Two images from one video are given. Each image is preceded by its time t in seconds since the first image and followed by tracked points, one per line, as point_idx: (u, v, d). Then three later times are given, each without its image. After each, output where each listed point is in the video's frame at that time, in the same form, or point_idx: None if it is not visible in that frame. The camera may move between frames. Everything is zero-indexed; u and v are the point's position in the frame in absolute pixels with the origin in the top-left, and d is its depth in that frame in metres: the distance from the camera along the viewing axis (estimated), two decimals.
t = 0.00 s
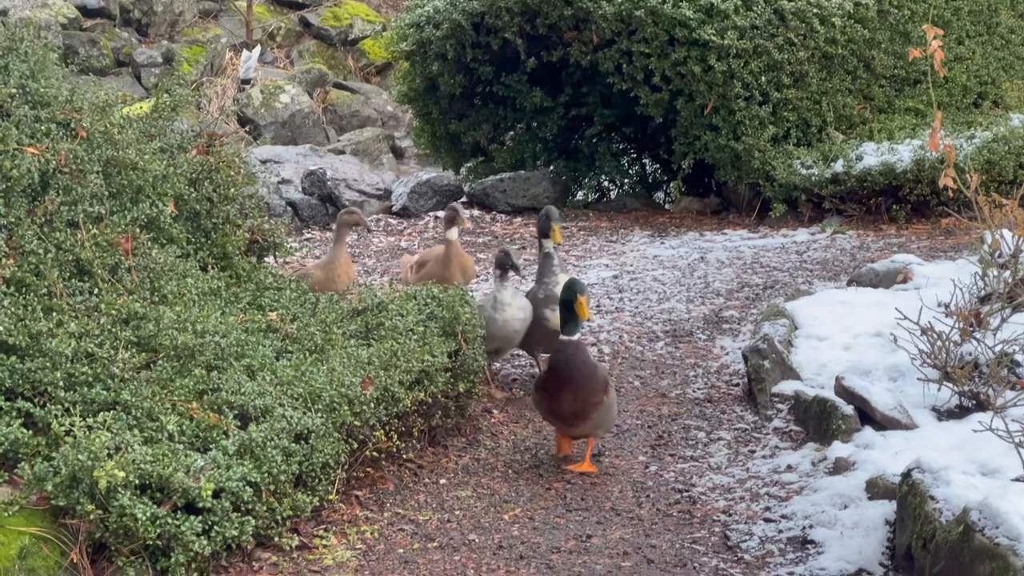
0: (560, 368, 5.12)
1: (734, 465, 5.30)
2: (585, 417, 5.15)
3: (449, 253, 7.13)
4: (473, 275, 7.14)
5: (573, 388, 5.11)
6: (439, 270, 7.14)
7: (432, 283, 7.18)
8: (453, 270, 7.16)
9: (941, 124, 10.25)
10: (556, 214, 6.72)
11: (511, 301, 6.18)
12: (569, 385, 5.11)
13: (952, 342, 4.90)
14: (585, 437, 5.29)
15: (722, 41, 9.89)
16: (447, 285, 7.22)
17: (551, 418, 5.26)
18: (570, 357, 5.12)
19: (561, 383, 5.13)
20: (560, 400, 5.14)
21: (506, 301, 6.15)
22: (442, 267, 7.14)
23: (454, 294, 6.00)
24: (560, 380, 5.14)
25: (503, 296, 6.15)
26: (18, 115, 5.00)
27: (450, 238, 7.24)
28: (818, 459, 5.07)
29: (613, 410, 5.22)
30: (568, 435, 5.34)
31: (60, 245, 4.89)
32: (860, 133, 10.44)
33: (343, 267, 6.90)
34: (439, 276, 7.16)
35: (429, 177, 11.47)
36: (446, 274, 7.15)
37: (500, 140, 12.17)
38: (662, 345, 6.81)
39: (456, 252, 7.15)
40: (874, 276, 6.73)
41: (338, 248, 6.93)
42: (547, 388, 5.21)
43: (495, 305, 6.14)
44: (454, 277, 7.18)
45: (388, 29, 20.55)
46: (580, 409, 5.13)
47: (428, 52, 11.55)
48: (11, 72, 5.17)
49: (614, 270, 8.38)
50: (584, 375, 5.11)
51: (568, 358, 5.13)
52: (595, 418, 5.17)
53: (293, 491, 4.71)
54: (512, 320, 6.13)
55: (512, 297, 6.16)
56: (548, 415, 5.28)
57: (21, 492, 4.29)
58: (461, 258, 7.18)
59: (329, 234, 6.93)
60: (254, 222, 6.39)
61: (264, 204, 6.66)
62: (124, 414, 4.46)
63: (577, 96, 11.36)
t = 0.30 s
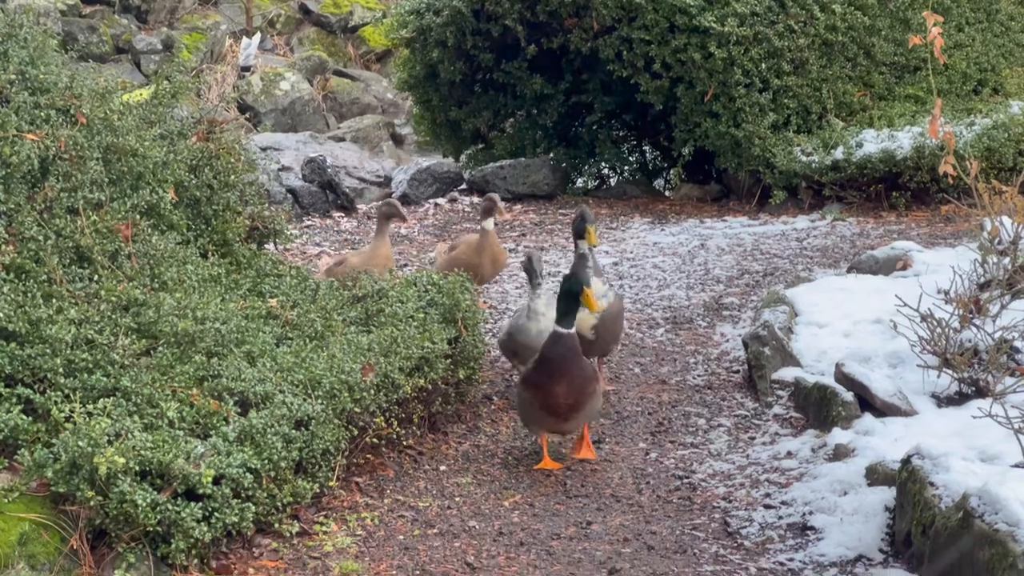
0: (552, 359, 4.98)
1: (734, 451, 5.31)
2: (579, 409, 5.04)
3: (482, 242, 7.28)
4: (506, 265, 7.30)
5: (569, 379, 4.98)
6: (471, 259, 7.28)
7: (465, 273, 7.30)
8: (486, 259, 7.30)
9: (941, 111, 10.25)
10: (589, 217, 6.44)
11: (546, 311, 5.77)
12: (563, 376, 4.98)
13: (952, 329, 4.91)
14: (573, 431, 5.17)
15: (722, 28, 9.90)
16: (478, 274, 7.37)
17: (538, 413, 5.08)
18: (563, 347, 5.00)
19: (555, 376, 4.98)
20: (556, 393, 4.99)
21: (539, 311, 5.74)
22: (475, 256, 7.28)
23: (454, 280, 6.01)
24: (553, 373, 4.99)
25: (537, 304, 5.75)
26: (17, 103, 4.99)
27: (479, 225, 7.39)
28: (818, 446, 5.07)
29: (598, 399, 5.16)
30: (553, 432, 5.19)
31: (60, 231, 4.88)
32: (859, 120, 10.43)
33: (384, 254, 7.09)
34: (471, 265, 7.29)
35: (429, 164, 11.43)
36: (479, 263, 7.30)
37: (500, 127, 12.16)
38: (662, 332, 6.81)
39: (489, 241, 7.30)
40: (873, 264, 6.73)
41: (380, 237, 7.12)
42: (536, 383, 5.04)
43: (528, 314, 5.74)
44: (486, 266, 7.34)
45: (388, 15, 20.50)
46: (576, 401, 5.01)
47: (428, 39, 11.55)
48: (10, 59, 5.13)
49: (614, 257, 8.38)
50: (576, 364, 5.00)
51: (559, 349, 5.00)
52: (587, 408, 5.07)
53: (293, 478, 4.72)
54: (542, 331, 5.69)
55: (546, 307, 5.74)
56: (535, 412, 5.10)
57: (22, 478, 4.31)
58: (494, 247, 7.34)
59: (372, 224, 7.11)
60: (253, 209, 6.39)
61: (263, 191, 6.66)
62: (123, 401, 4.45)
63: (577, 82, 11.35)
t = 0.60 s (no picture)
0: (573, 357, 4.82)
1: (736, 441, 5.32)
2: (596, 410, 4.89)
3: (501, 235, 7.33)
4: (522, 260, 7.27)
5: (588, 379, 4.83)
6: (491, 257, 7.30)
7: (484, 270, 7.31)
8: (506, 256, 7.32)
9: (942, 101, 10.24)
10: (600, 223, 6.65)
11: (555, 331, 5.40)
12: (583, 375, 4.83)
13: (953, 319, 4.93)
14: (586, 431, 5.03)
15: (723, 18, 9.90)
16: (497, 273, 7.36)
17: (552, 409, 4.93)
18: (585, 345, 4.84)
19: (574, 374, 4.83)
20: (573, 391, 4.84)
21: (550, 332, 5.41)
22: (492, 251, 7.30)
23: (456, 270, 6.01)
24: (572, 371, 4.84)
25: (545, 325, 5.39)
26: (20, 92, 4.96)
27: (504, 224, 7.46)
28: (820, 436, 5.08)
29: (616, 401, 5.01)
30: (565, 430, 5.04)
31: (62, 221, 4.89)
32: (861, 109, 10.43)
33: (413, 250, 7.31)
34: (490, 261, 7.32)
35: (431, 154, 11.37)
36: (498, 259, 7.31)
37: (502, 117, 12.16)
38: (664, 322, 6.82)
39: (507, 236, 7.34)
40: (875, 254, 6.73)
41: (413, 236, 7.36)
42: (553, 381, 4.88)
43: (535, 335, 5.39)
44: (504, 263, 7.34)
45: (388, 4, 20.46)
46: (593, 402, 4.87)
47: (430, 28, 11.55)
48: (13, 48, 5.10)
49: (616, 246, 8.38)
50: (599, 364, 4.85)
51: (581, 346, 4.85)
52: (604, 410, 4.93)
53: (296, 467, 4.73)
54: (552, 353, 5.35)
55: (558, 328, 5.42)
56: (548, 408, 4.95)
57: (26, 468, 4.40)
58: (513, 244, 7.35)
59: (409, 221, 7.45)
60: (256, 198, 6.39)
61: (267, 180, 6.66)
62: (126, 390, 4.47)
63: (578, 72, 11.35)
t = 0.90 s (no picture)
0: (584, 359, 4.74)
1: (740, 433, 5.33)
2: (611, 409, 4.81)
3: (531, 235, 7.12)
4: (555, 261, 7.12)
5: (603, 379, 4.73)
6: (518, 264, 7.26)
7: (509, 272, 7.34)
8: (541, 253, 7.18)
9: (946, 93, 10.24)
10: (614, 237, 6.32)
11: (534, 338, 5.25)
12: (597, 377, 4.73)
13: (956, 311, 4.96)
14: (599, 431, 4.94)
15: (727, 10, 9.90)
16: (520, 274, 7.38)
17: (569, 415, 4.82)
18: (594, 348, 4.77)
19: (587, 376, 4.72)
20: (589, 394, 4.73)
21: (525, 338, 5.24)
22: (526, 251, 7.14)
23: (460, 263, 6.02)
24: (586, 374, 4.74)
25: (524, 331, 5.27)
26: (26, 84, 4.97)
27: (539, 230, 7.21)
28: (824, 428, 5.10)
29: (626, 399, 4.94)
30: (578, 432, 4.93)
31: (68, 213, 4.91)
32: (864, 101, 10.43)
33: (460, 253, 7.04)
34: (525, 257, 7.19)
35: (435, 146, 11.40)
36: (532, 257, 7.18)
37: (505, 108, 12.16)
38: (668, 314, 6.82)
39: (540, 235, 7.13)
40: (878, 245, 6.76)
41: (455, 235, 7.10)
42: (566, 387, 4.76)
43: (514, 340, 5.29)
44: (538, 260, 7.20)
45: None
46: (609, 401, 4.78)
47: (433, 20, 11.57)
48: (19, 40, 5.09)
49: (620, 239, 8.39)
50: (611, 365, 4.77)
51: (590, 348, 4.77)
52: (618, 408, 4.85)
53: (301, 459, 4.74)
54: (526, 360, 5.21)
55: (534, 334, 5.24)
56: (562, 413, 4.83)
57: (31, 459, 4.46)
58: (547, 242, 7.17)
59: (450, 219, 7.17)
60: (261, 190, 6.40)
61: (272, 172, 6.67)
62: (132, 381, 4.52)
63: (582, 64, 11.35)
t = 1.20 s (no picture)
0: (593, 362, 4.74)
1: (744, 426, 5.34)
2: (612, 419, 4.79)
3: (554, 239, 6.92)
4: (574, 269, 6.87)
5: (609, 387, 4.73)
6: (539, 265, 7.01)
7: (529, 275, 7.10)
8: (564, 259, 6.95)
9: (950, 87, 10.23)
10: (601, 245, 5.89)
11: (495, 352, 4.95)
12: (603, 384, 4.73)
13: (961, 305, 4.96)
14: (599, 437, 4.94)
15: (732, 4, 9.91)
16: (542, 281, 7.11)
17: (570, 415, 4.83)
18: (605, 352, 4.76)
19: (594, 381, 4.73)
20: (592, 398, 4.73)
21: (487, 352, 4.95)
22: (547, 255, 6.91)
23: (465, 257, 6.05)
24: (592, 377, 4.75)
25: (486, 345, 4.96)
26: (31, 77, 4.90)
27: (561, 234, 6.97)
28: (828, 421, 5.11)
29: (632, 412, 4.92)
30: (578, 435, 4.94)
31: (73, 206, 4.92)
32: (869, 95, 10.42)
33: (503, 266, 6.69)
34: (542, 261, 6.96)
35: (439, 140, 11.40)
36: (550, 262, 6.95)
37: (510, 102, 12.16)
38: (673, 308, 6.82)
39: (562, 239, 6.91)
40: (883, 239, 6.75)
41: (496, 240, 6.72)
42: (570, 386, 4.77)
43: (476, 354, 5.00)
44: (558, 267, 6.98)
45: None
46: (611, 410, 4.77)
47: (438, 14, 11.59)
48: (25, 34, 5.00)
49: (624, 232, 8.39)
50: (619, 374, 4.76)
51: (601, 353, 4.77)
52: (621, 419, 4.83)
53: (306, 452, 4.75)
54: (488, 376, 4.94)
55: (495, 348, 4.93)
56: (564, 412, 4.85)
57: (38, 452, 4.50)
58: (569, 247, 6.93)
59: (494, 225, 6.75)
60: (266, 183, 6.41)
61: (277, 166, 6.68)
62: (137, 374, 4.53)
63: (586, 58, 11.35)
